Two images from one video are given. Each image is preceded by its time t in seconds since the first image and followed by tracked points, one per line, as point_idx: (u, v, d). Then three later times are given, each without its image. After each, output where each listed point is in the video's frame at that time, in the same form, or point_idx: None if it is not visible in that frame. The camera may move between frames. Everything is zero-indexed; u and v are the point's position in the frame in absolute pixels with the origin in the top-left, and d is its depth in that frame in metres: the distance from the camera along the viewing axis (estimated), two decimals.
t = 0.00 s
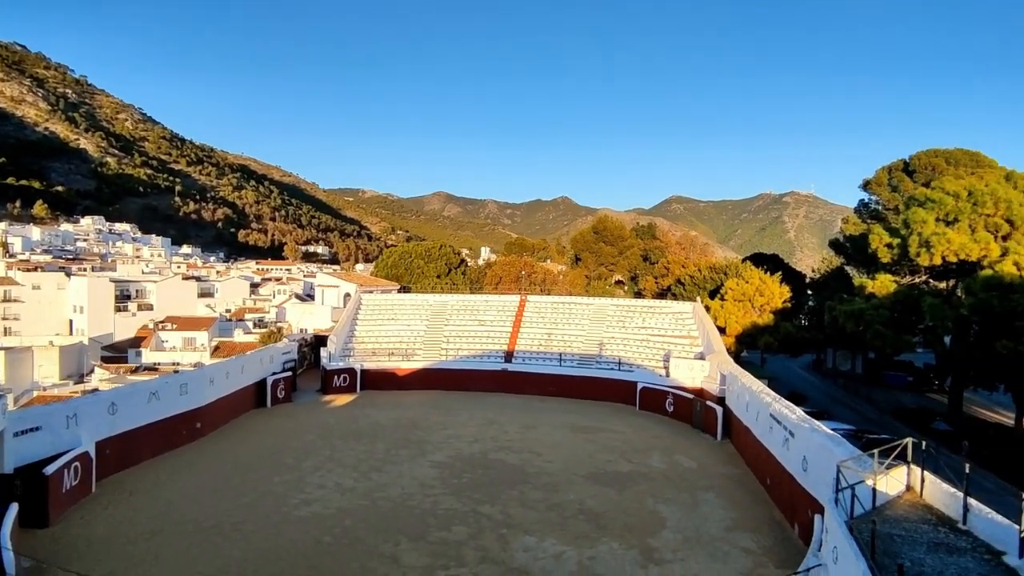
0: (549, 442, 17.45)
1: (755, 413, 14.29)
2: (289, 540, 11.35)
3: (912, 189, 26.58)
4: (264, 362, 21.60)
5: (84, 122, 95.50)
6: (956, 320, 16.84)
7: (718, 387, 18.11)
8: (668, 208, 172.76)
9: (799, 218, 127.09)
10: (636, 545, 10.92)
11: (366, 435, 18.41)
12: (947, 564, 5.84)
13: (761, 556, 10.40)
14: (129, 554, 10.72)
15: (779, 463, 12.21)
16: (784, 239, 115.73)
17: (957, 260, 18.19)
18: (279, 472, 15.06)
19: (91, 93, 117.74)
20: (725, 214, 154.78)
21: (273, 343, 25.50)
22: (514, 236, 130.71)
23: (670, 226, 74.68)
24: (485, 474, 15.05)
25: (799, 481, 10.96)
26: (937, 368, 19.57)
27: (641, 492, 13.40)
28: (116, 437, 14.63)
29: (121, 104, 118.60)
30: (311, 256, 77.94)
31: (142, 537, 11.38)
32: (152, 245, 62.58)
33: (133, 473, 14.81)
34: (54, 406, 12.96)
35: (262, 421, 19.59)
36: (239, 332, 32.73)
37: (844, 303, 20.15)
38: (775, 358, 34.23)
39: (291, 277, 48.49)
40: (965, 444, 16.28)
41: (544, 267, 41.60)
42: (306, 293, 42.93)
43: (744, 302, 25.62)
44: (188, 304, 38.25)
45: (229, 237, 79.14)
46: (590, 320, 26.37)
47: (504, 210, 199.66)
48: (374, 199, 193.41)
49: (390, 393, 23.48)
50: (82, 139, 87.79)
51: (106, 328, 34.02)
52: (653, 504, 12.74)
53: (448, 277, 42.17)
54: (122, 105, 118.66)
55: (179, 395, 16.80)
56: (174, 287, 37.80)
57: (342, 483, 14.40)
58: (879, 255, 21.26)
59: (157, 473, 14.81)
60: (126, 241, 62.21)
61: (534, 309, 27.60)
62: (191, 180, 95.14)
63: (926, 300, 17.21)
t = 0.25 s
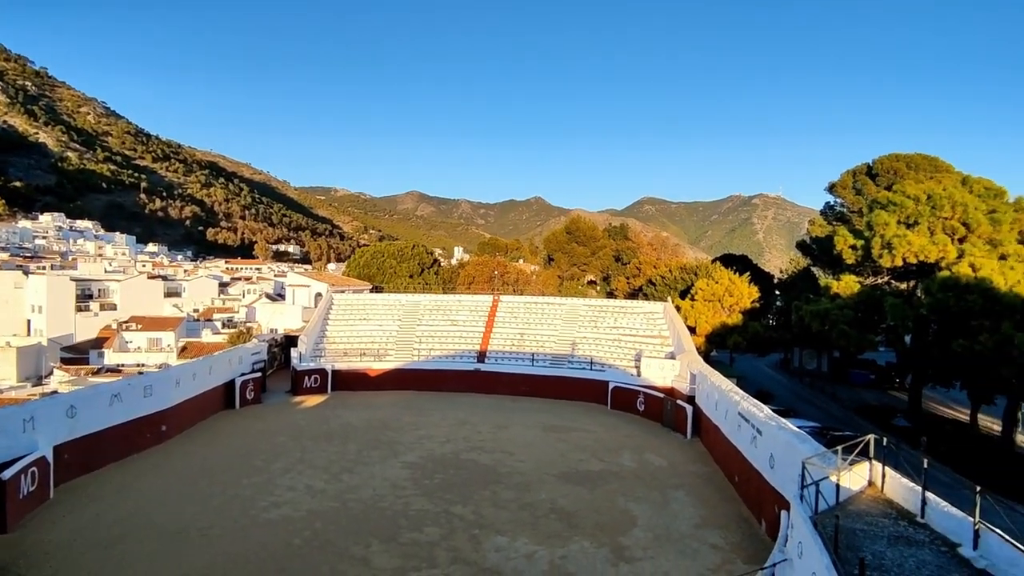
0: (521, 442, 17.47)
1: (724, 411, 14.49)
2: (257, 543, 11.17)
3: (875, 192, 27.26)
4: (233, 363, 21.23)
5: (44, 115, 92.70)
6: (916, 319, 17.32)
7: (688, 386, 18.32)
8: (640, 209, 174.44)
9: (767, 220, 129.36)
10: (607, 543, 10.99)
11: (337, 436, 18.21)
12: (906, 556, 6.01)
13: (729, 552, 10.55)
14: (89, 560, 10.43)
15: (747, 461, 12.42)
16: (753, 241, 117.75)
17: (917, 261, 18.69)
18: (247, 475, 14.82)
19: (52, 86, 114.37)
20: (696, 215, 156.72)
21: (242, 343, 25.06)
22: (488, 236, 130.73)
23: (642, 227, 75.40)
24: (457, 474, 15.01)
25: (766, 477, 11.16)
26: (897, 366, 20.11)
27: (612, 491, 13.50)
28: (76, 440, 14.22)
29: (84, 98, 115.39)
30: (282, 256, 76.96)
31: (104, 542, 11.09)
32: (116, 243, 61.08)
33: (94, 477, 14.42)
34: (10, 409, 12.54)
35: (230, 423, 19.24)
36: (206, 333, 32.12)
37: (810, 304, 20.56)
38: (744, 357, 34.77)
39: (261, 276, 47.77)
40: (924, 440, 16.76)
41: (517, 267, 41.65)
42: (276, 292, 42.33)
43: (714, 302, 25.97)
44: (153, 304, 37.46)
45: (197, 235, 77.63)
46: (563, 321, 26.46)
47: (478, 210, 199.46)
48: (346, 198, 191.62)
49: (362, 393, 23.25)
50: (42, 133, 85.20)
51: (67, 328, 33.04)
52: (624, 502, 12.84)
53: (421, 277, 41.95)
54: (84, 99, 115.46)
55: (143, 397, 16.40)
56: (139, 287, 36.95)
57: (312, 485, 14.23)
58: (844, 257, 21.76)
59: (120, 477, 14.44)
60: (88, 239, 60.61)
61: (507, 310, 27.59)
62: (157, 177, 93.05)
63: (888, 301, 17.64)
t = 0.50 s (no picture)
0: (498, 442, 17.46)
1: (699, 410, 14.65)
2: (229, 547, 11.01)
3: (845, 195, 27.83)
4: (205, 364, 20.87)
5: (7, 109, 90.09)
6: (883, 319, 17.74)
7: (664, 385, 18.50)
8: (617, 209, 175.71)
9: (741, 221, 131.30)
10: (583, 542, 11.04)
11: (312, 437, 18.03)
12: (875, 550, 6.13)
13: (703, 549, 10.68)
14: (53, 569, 10.15)
15: (721, 459, 12.57)
16: (727, 241, 119.46)
17: (884, 262, 19.12)
18: (220, 478, 14.58)
19: (15, 79, 111.19)
20: (671, 216, 158.42)
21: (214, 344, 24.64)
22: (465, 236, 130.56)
23: (618, 227, 75.93)
24: (433, 475, 14.95)
25: (739, 475, 11.31)
26: (865, 364, 20.56)
27: (588, 490, 13.58)
28: (40, 445, 13.86)
29: (48, 92, 112.44)
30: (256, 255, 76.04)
31: (69, 549, 10.82)
32: (82, 242, 59.67)
33: (58, 483, 14.06)
34: None
35: (200, 426, 18.90)
36: (177, 333, 31.55)
37: (782, 303, 20.85)
38: (718, 356, 35.21)
39: (234, 276, 47.10)
40: (891, 437, 17.15)
41: (494, 267, 41.65)
42: (250, 292, 41.74)
43: (689, 302, 26.25)
44: (122, 305, 36.72)
45: (168, 234, 76.22)
46: (539, 321, 26.52)
47: (455, 210, 199.09)
48: (322, 197, 189.76)
49: (337, 394, 23.05)
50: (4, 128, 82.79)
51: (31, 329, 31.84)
52: (599, 501, 12.92)
53: (398, 276, 41.73)
54: (49, 93, 112.50)
55: (109, 400, 16.05)
56: (106, 287, 36.16)
57: (286, 488, 14.06)
58: (814, 257, 22.12)
59: (86, 482, 14.11)
60: (54, 237, 59.14)
61: (484, 310, 27.56)
62: (126, 173, 91.07)
63: (857, 300, 17.94)
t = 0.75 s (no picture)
0: (470, 442, 17.44)
1: (669, 409, 14.84)
2: (196, 553, 10.82)
3: (810, 196, 28.42)
4: (170, 366, 20.43)
5: None
6: (847, 318, 18.17)
7: (634, 383, 18.69)
8: (589, 209, 176.85)
9: (710, 221, 133.37)
10: (555, 541, 11.09)
11: (281, 440, 17.78)
12: (838, 543, 6.30)
13: (674, 546, 10.82)
14: None
15: (690, 456, 12.75)
16: (697, 241, 121.13)
17: (847, 262, 19.58)
18: (186, 482, 14.29)
19: None
20: (642, 216, 160.03)
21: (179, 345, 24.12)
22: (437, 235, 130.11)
23: (590, 227, 76.44)
24: (405, 476, 14.88)
25: (709, 472, 11.48)
26: (829, 362, 21.06)
27: (560, 488, 13.66)
28: None
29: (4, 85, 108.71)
30: (224, 254, 74.73)
31: (28, 558, 10.50)
32: (41, 240, 57.93)
33: (15, 489, 13.63)
34: None
35: (165, 429, 18.50)
36: (141, 335, 30.80)
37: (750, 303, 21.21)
38: (687, 355, 35.69)
39: (201, 275, 46.22)
40: (854, 433, 17.59)
41: (467, 267, 41.57)
42: (217, 292, 40.98)
43: (659, 301, 26.54)
44: (83, 305, 35.74)
45: (131, 232, 74.40)
46: (512, 320, 26.55)
47: (427, 209, 198.14)
48: (291, 195, 187.17)
49: (307, 395, 22.77)
50: None
51: None
52: (572, 499, 13.00)
53: (369, 276, 41.39)
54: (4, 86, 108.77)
55: (70, 403, 15.61)
56: (66, 287, 35.15)
57: (256, 491, 13.84)
58: (781, 258, 22.53)
59: (45, 488, 13.70)
60: (10, 235, 57.24)
61: (456, 310, 27.49)
62: (86, 170, 88.60)
63: (822, 300, 18.32)
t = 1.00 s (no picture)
0: (445, 443, 17.39)
1: (643, 407, 14.98)
2: (166, 559, 10.63)
3: (781, 197, 28.90)
4: (137, 369, 20.00)
5: None
6: (815, 316, 18.54)
7: (609, 382, 18.82)
8: (563, 209, 177.56)
9: (683, 221, 134.99)
10: (531, 540, 11.13)
11: (253, 442, 17.53)
12: (808, 537, 6.42)
13: (648, 543, 10.92)
14: None
15: (664, 454, 12.89)
16: (670, 241, 122.44)
17: (816, 262, 19.95)
18: (154, 488, 14.01)
19: None
20: (616, 215, 161.24)
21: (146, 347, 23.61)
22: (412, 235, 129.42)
23: (565, 227, 76.81)
24: (381, 477, 14.78)
25: (682, 469, 11.61)
26: (798, 359, 21.46)
27: (536, 487, 13.70)
28: None
29: None
30: (193, 253, 73.49)
31: None
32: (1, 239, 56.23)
33: None
34: None
35: (132, 433, 18.11)
36: (106, 336, 30.08)
37: (722, 302, 21.51)
38: (661, 353, 36.07)
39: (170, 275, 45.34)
40: (822, 428, 17.95)
41: (442, 266, 41.44)
42: (186, 293, 40.22)
43: (633, 301, 26.76)
44: (45, 306, 34.81)
45: (96, 231, 72.64)
46: (487, 320, 26.54)
47: (402, 208, 196.98)
48: (263, 194, 184.52)
49: (280, 397, 22.48)
50: None
51: None
52: (547, 498, 13.05)
53: (343, 276, 41.03)
54: None
55: (31, 407, 15.19)
56: (27, 287, 34.18)
57: (227, 495, 13.63)
58: (752, 257, 22.89)
59: (5, 496, 13.31)
60: None
61: (431, 309, 27.38)
62: (48, 166, 86.19)
63: (791, 299, 18.67)
